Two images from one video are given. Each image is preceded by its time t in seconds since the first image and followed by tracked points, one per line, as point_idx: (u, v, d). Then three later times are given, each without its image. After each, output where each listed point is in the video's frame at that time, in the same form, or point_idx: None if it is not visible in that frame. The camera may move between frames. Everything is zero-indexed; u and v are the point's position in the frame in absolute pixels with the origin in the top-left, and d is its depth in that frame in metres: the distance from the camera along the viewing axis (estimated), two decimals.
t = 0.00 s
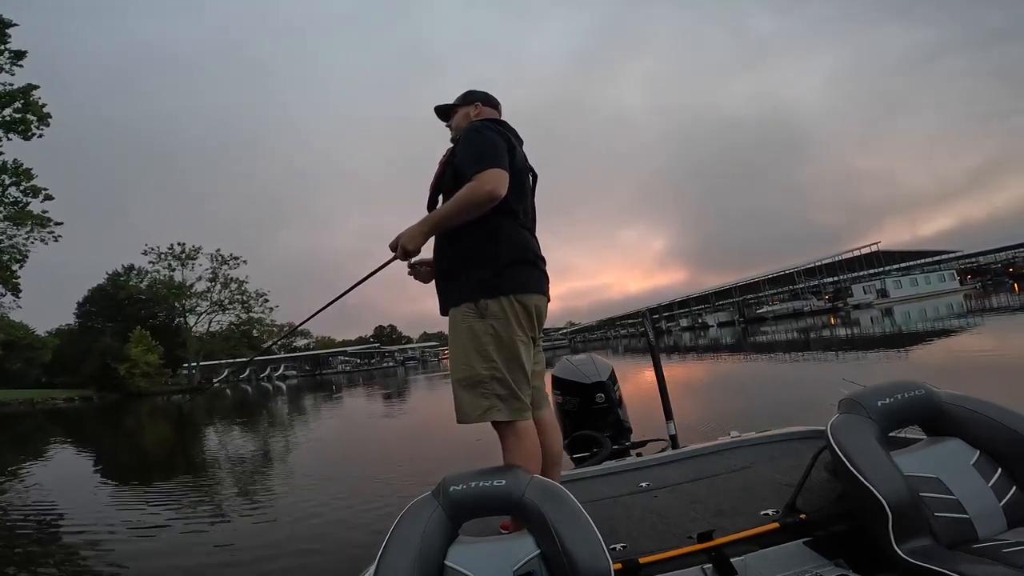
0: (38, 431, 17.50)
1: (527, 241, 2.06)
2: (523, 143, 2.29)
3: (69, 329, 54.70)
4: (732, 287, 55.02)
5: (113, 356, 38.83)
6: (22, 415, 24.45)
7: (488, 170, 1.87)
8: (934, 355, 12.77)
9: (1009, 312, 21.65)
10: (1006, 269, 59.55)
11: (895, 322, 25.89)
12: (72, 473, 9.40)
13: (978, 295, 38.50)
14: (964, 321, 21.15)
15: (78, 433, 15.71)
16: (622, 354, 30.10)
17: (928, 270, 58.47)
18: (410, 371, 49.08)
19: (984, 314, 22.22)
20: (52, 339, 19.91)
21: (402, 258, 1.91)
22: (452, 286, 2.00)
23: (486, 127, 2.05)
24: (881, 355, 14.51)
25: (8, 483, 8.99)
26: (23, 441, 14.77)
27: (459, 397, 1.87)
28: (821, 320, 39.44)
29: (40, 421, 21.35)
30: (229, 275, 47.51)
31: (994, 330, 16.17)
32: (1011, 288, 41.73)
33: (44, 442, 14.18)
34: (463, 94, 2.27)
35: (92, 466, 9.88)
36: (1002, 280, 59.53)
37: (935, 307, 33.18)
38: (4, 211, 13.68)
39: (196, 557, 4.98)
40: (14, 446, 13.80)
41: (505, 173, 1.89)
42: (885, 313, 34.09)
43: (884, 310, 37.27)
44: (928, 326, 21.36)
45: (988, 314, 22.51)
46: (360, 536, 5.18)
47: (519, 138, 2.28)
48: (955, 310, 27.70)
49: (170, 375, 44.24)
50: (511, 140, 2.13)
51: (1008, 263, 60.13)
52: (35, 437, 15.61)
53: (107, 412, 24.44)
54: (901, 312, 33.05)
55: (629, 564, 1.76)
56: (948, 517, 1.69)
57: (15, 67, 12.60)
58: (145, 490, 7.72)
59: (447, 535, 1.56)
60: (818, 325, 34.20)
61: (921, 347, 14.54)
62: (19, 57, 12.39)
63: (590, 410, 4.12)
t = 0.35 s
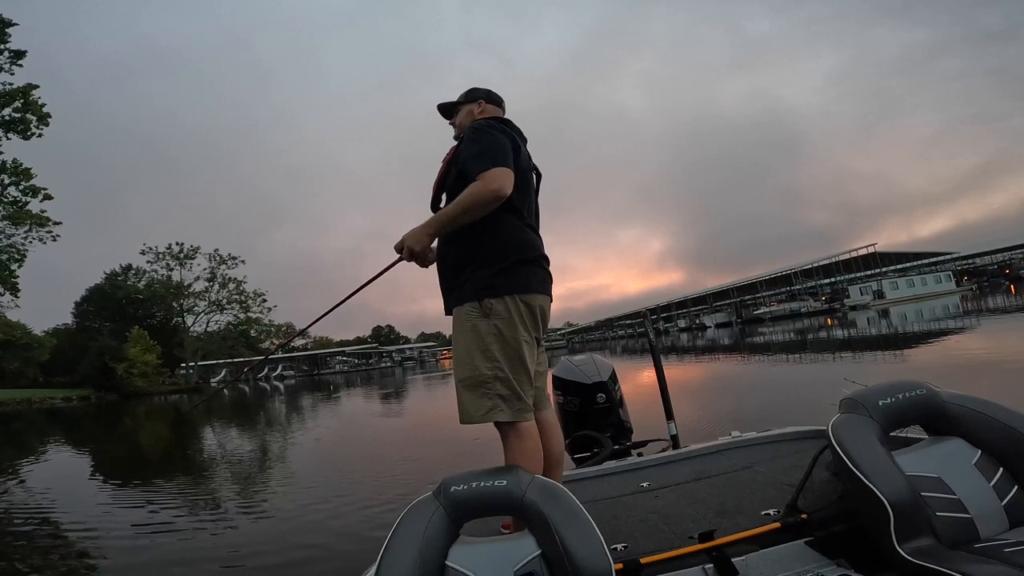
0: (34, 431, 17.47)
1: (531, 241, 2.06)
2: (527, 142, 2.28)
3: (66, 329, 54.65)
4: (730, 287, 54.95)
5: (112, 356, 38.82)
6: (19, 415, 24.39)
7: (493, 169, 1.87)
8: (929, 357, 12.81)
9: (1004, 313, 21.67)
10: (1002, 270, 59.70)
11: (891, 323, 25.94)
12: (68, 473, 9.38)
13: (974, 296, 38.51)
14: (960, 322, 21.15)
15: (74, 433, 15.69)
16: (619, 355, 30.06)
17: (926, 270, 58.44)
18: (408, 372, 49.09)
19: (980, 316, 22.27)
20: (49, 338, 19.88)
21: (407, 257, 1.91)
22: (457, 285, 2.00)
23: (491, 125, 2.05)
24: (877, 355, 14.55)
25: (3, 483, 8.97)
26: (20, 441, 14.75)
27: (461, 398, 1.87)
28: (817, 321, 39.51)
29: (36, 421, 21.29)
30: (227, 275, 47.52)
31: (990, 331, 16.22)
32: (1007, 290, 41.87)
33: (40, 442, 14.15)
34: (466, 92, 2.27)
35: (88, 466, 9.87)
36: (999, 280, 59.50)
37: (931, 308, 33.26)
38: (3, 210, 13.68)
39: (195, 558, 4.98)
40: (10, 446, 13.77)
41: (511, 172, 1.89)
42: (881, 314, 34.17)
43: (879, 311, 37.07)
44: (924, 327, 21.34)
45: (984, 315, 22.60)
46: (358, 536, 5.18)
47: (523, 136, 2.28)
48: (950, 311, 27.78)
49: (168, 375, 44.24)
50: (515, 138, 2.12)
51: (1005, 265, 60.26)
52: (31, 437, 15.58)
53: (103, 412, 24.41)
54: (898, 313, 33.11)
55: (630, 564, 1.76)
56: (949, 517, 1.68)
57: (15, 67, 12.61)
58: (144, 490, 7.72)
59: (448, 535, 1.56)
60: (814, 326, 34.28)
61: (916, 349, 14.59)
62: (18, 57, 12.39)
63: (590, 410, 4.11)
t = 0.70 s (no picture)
0: (28, 431, 17.42)
1: (529, 240, 2.05)
2: (528, 139, 2.28)
3: (61, 329, 54.48)
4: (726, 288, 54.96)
5: (108, 356, 38.74)
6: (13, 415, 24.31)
7: (493, 166, 1.86)
8: (923, 358, 12.87)
9: (997, 315, 21.70)
10: (997, 272, 59.94)
11: (886, 325, 26.01)
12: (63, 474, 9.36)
13: (969, 298, 38.63)
14: (954, 324, 21.17)
15: (68, 434, 15.64)
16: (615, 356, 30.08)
17: (922, 272, 58.51)
18: (404, 373, 49.06)
19: (975, 317, 22.39)
20: (44, 338, 19.84)
21: (404, 255, 1.91)
22: (454, 284, 2.00)
23: (492, 121, 2.05)
24: (873, 356, 14.59)
25: None
26: (15, 441, 14.70)
27: (459, 399, 1.86)
28: (812, 323, 39.58)
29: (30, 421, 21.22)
30: (224, 275, 47.50)
31: (985, 332, 16.30)
32: (1001, 291, 42.09)
33: (36, 442, 14.11)
34: (468, 88, 2.27)
35: (83, 467, 9.86)
36: (994, 282, 59.63)
37: (925, 309, 33.38)
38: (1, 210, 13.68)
39: (192, 559, 4.97)
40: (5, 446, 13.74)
41: (511, 169, 1.88)
42: (876, 316, 34.26)
43: (874, 313, 37.09)
44: (918, 328, 21.38)
45: (978, 317, 22.70)
46: (356, 537, 5.17)
47: (524, 134, 2.28)
48: (946, 312, 27.85)
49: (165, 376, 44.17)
50: (516, 135, 2.12)
51: (999, 266, 60.55)
52: (26, 437, 15.53)
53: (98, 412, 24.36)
54: (892, 314, 33.21)
55: (630, 564, 1.76)
56: (950, 517, 1.68)
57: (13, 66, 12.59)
58: (142, 490, 7.71)
59: (447, 535, 1.56)
60: (809, 327, 34.36)
61: (912, 350, 14.64)
62: (17, 57, 12.38)
63: (590, 410, 4.12)
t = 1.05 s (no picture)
0: (24, 432, 17.41)
1: (525, 237, 2.05)
2: (524, 135, 2.28)
3: (56, 330, 54.31)
4: (723, 289, 55.00)
5: (105, 356, 38.66)
6: (9, 416, 24.27)
7: (487, 162, 1.86)
8: (917, 358, 12.94)
9: (992, 317, 21.74)
10: (992, 273, 60.23)
11: (881, 325, 26.12)
12: (59, 475, 9.36)
13: (963, 299, 38.86)
14: (950, 324, 21.20)
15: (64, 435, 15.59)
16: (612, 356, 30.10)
17: (918, 273, 58.59)
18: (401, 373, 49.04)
19: (969, 318, 22.53)
20: (40, 339, 19.78)
21: (398, 253, 1.91)
22: (448, 283, 2.00)
23: (487, 117, 2.04)
24: (869, 357, 14.65)
25: None
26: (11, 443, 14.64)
27: (456, 400, 1.86)
28: (808, 324, 39.69)
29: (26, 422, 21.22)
30: (221, 275, 47.48)
31: (980, 333, 16.37)
32: (996, 292, 42.30)
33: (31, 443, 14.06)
34: (465, 84, 2.26)
35: (79, 468, 9.86)
36: (990, 283, 59.70)
37: (920, 309, 33.56)
38: None
39: (190, 560, 4.95)
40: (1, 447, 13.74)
41: (505, 165, 1.88)
42: (872, 317, 34.39)
43: (869, 314, 37.15)
44: (914, 329, 21.41)
45: (973, 317, 22.84)
46: (354, 538, 5.16)
47: (520, 130, 2.27)
48: (940, 313, 28.00)
49: (162, 376, 44.08)
50: (512, 131, 2.12)
51: (994, 267, 60.84)
52: (21, 438, 15.46)
53: (94, 414, 24.30)
54: (887, 316, 33.24)
55: (630, 564, 1.76)
56: (949, 517, 1.69)
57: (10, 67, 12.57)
58: (140, 491, 7.70)
59: (446, 535, 1.56)
60: (805, 328, 34.48)
61: (908, 350, 14.70)
62: (15, 57, 12.37)
63: (590, 410, 4.12)
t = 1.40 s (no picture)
0: (19, 433, 17.36)
1: (520, 236, 2.05)
2: (519, 133, 2.28)
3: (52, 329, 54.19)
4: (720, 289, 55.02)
5: (101, 356, 38.53)
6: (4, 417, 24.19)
7: (480, 159, 1.86)
8: (912, 359, 12.96)
9: (986, 317, 21.82)
10: (987, 274, 60.36)
11: (877, 326, 26.16)
12: (54, 476, 9.33)
13: (958, 300, 39.00)
14: (945, 325, 21.27)
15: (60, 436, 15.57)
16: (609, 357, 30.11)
17: (914, 273, 58.71)
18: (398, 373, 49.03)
19: (965, 318, 22.59)
20: (36, 339, 19.73)
21: (391, 253, 1.90)
22: (444, 282, 2.00)
23: (481, 114, 2.04)
24: (864, 357, 14.66)
25: None
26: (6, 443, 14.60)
27: (454, 403, 1.86)
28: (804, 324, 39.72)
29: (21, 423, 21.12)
30: (219, 275, 47.46)
31: (975, 333, 16.43)
32: (992, 293, 42.43)
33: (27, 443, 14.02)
34: (460, 81, 2.26)
35: (75, 469, 9.84)
36: (986, 284, 59.83)
37: (915, 311, 33.64)
38: None
39: (187, 562, 4.93)
40: None
41: (499, 163, 1.88)
42: (867, 317, 34.42)
43: (864, 315, 37.22)
44: (910, 329, 21.46)
45: (969, 318, 22.87)
46: (352, 539, 5.14)
47: (515, 127, 2.27)
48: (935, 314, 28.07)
49: (158, 376, 44.01)
50: (506, 128, 2.12)
51: (990, 268, 60.99)
52: (17, 439, 15.41)
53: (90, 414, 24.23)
54: (882, 316, 33.34)
55: (629, 564, 1.76)
56: (948, 517, 1.69)
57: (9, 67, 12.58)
58: (137, 492, 7.68)
59: (446, 536, 1.56)
60: (800, 329, 34.51)
61: (903, 350, 14.71)
62: (13, 57, 12.37)
63: (590, 410, 4.11)
